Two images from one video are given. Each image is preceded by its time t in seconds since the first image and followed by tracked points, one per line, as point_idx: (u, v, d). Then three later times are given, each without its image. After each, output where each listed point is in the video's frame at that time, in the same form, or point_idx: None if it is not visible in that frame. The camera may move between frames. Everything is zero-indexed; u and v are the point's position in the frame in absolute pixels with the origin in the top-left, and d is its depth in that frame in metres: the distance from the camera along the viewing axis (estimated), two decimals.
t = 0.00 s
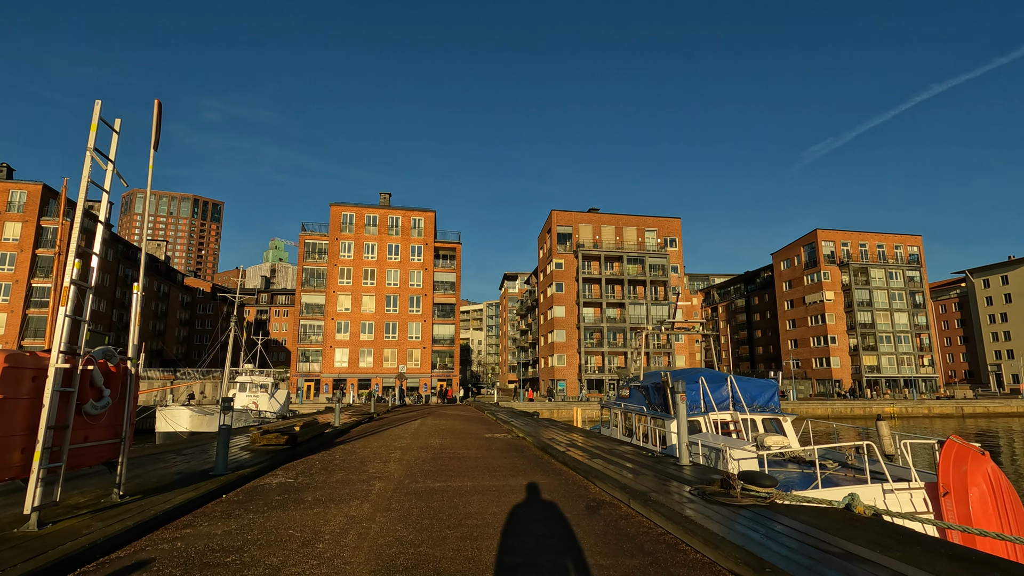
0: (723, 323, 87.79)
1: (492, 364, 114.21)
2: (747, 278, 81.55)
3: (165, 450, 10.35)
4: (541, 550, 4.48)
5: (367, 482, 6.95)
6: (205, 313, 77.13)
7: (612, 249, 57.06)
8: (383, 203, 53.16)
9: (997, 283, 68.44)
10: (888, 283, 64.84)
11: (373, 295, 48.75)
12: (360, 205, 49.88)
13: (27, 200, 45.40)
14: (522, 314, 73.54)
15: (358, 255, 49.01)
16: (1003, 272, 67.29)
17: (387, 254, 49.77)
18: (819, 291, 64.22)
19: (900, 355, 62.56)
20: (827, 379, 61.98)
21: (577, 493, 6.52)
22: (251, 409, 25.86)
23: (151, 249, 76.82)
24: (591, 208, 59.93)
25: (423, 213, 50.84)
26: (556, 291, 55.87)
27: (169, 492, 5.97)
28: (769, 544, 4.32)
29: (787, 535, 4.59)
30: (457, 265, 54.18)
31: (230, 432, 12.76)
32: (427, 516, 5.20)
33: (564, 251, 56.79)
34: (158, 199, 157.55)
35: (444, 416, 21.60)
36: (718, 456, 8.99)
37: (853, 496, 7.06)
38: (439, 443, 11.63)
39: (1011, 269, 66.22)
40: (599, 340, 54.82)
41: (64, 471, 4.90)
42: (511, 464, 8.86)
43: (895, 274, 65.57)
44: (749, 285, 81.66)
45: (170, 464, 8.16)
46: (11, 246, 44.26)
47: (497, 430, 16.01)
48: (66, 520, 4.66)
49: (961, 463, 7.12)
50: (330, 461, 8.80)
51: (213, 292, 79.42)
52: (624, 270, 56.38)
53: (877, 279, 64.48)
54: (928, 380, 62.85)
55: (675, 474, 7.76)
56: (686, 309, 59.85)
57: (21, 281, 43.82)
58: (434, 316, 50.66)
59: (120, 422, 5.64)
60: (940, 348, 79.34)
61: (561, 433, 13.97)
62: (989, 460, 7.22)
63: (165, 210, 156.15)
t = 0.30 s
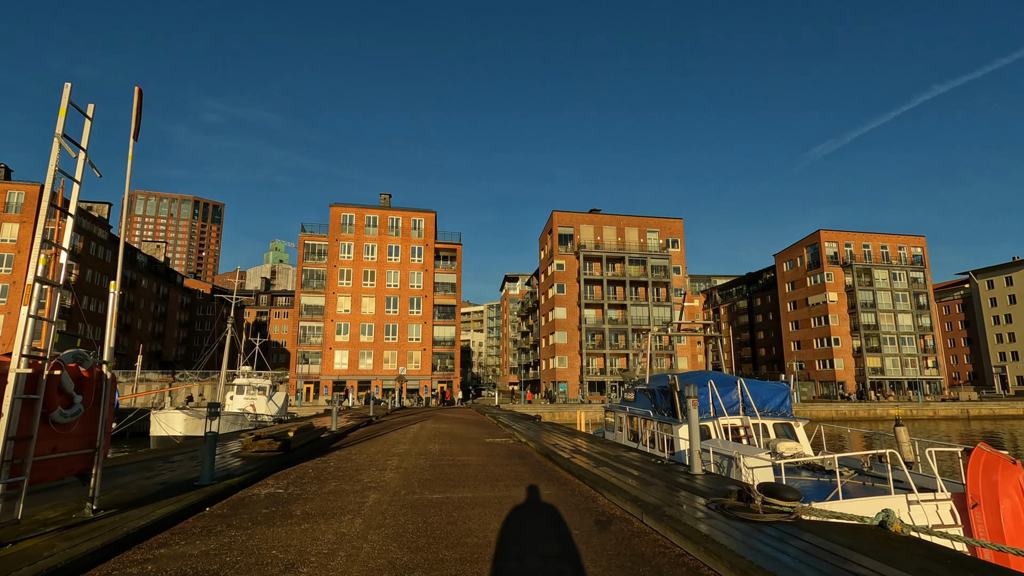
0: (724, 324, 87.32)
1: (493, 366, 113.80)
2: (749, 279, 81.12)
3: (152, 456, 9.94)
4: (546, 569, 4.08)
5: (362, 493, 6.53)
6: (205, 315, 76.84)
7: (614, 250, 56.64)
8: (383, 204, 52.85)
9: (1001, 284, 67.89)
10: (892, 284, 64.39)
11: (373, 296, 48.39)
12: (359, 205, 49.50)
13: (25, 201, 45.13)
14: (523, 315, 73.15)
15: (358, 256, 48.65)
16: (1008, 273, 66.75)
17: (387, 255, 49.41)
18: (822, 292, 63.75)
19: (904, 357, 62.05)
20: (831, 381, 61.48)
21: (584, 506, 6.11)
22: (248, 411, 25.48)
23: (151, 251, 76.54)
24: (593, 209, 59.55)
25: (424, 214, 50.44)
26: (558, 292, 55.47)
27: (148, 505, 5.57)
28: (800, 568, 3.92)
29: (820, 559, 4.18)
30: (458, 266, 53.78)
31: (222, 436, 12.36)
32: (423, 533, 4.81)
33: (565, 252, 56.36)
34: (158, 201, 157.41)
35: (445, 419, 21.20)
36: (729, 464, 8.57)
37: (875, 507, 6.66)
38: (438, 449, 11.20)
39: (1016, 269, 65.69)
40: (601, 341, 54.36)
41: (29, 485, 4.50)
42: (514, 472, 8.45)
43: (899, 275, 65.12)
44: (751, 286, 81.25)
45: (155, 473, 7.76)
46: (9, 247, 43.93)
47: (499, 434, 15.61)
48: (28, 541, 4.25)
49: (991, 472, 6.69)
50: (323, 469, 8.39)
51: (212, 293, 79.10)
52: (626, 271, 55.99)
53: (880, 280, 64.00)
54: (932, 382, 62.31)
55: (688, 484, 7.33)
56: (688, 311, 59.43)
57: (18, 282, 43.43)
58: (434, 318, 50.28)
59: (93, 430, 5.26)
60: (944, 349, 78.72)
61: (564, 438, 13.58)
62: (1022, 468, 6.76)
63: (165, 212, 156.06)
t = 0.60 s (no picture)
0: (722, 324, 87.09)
1: (490, 366, 113.34)
2: (747, 280, 80.89)
3: (133, 458, 9.49)
4: None
5: (349, 499, 6.10)
6: (200, 313, 76.17)
7: (612, 249, 56.28)
8: (380, 202, 52.36)
9: (998, 284, 67.86)
10: (889, 284, 64.24)
11: (369, 295, 47.90)
12: (356, 203, 49.00)
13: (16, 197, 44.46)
14: (520, 315, 72.74)
15: (354, 254, 48.15)
16: (1005, 273, 66.70)
17: (383, 254, 48.91)
18: (820, 292, 63.54)
19: (902, 357, 61.89)
20: (829, 381, 61.26)
21: (588, 513, 5.69)
22: (240, 411, 25.00)
23: (145, 249, 75.78)
24: (591, 208, 59.20)
25: (420, 212, 49.95)
26: (555, 291, 55.10)
27: (115, 514, 5.13)
28: None
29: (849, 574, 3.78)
30: (455, 265, 53.32)
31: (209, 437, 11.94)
32: (411, 545, 4.38)
33: (563, 251, 56.00)
34: (153, 199, 156.48)
35: (440, 420, 20.77)
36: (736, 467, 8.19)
37: (895, 514, 6.29)
38: (433, 450, 10.78)
39: (1013, 270, 65.63)
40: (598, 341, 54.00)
41: None
42: (511, 475, 8.05)
43: (897, 275, 64.97)
44: (749, 287, 81.04)
45: (131, 477, 7.32)
46: None
47: (496, 434, 15.19)
48: None
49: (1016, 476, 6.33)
50: (310, 472, 7.97)
51: (207, 292, 78.40)
52: (624, 270, 55.64)
53: (878, 280, 63.85)
54: (930, 382, 62.15)
55: (696, 488, 6.93)
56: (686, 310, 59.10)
57: (8, 280, 42.75)
58: (430, 317, 49.82)
59: (55, 432, 4.83)
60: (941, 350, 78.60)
61: (562, 439, 13.19)
62: None
63: (160, 211, 155.04)
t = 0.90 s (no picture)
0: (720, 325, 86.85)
1: (487, 366, 112.88)
2: (745, 280, 80.67)
3: (114, 463, 9.09)
4: None
5: (339, 508, 5.70)
6: (194, 314, 75.55)
7: (610, 249, 55.91)
8: (377, 201, 51.95)
9: (997, 284, 67.77)
10: (888, 284, 64.09)
11: (366, 295, 47.48)
12: (352, 202, 48.54)
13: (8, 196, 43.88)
14: (517, 315, 72.37)
15: (350, 254, 47.69)
16: (1004, 273, 66.59)
17: (380, 254, 48.48)
18: (819, 292, 63.30)
19: (901, 358, 61.72)
20: (828, 381, 61.04)
21: (596, 524, 5.30)
22: (234, 412, 24.54)
23: (139, 248, 75.12)
24: (589, 208, 58.90)
25: (418, 211, 49.53)
26: (553, 291, 54.77)
27: (82, 526, 4.74)
28: None
29: None
30: (452, 264, 52.91)
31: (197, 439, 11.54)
32: (405, 563, 4.00)
33: (560, 251, 55.66)
34: (149, 198, 155.65)
35: (437, 421, 20.40)
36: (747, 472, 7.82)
37: (920, 521, 5.92)
38: (429, 454, 10.38)
39: (1012, 270, 65.51)
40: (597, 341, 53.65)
41: None
42: (512, 481, 7.66)
43: (895, 275, 64.82)
44: (747, 287, 80.82)
45: (110, 483, 6.91)
46: None
47: (494, 437, 14.81)
48: None
49: None
50: (300, 478, 7.56)
51: (203, 292, 77.79)
52: (622, 270, 55.31)
53: (877, 280, 63.69)
54: (928, 382, 61.99)
55: (708, 496, 6.54)
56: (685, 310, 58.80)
57: None
58: (428, 317, 49.40)
59: (17, 437, 4.45)
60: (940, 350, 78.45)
61: (562, 441, 12.83)
62: None
63: (156, 211, 154.24)
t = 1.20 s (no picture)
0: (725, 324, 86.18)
1: (490, 366, 112.48)
2: (750, 279, 80.01)
3: (100, 468, 8.67)
4: None
5: (332, 519, 5.25)
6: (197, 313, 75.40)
7: (614, 247, 55.36)
8: (379, 200, 51.58)
9: (1005, 283, 66.95)
10: (895, 282, 63.40)
11: (368, 294, 47.07)
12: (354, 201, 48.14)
13: (9, 194, 43.63)
14: (521, 314, 71.92)
15: (352, 253, 47.31)
16: (1013, 272, 65.77)
17: (382, 252, 48.04)
18: (825, 291, 62.62)
19: (908, 357, 61.04)
20: (834, 381, 60.41)
21: (613, 537, 4.83)
22: (234, 413, 24.19)
23: (141, 248, 74.95)
24: (593, 206, 58.37)
25: (420, 209, 49.10)
26: (556, 290, 54.28)
27: (45, 541, 4.29)
28: None
29: None
30: (455, 263, 52.45)
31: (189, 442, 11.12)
32: None
33: (564, 249, 55.12)
34: (153, 199, 155.80)
35: (441, 422, 20.10)
36: (768, 477, 7.32)
37: (959, 531, 5.45)
38: (431, 457, 9.93)
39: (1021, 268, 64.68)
40: (601, 341, 53.12)
41: None
42: (519, 487, 7.20)
43: (903, 273, 64.15)
44: (752, 286, 80.14)
45: (86, 491, 6.45)
46: None
47: (498, 438, 14.37)
48: None
49: None
50: (294, 484, 7.11)
51: (205, 292, 77.56)
52: (627, 269, 54.81)
53: (884, 279, 62.99)
54: (937, 382, 61.28)
55: (732, 504, 6.04)
56: (690, 309, 58.22)
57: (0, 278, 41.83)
58: (430, 316, 48.98)
59: None
60: (947, 350, 77.68)
61: (568, 443, 12.40)
62: None
63: (159, 211, 154.41)
